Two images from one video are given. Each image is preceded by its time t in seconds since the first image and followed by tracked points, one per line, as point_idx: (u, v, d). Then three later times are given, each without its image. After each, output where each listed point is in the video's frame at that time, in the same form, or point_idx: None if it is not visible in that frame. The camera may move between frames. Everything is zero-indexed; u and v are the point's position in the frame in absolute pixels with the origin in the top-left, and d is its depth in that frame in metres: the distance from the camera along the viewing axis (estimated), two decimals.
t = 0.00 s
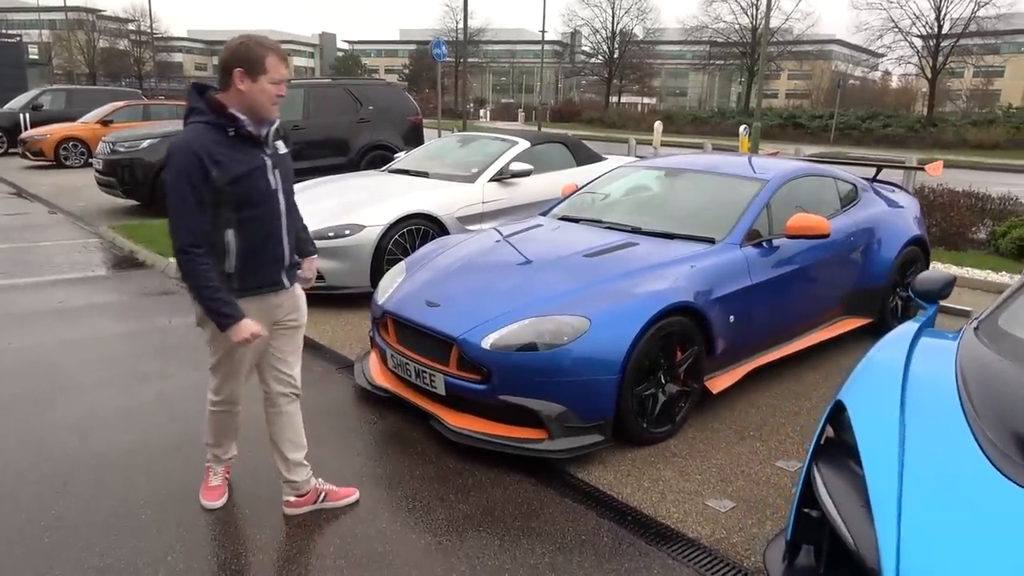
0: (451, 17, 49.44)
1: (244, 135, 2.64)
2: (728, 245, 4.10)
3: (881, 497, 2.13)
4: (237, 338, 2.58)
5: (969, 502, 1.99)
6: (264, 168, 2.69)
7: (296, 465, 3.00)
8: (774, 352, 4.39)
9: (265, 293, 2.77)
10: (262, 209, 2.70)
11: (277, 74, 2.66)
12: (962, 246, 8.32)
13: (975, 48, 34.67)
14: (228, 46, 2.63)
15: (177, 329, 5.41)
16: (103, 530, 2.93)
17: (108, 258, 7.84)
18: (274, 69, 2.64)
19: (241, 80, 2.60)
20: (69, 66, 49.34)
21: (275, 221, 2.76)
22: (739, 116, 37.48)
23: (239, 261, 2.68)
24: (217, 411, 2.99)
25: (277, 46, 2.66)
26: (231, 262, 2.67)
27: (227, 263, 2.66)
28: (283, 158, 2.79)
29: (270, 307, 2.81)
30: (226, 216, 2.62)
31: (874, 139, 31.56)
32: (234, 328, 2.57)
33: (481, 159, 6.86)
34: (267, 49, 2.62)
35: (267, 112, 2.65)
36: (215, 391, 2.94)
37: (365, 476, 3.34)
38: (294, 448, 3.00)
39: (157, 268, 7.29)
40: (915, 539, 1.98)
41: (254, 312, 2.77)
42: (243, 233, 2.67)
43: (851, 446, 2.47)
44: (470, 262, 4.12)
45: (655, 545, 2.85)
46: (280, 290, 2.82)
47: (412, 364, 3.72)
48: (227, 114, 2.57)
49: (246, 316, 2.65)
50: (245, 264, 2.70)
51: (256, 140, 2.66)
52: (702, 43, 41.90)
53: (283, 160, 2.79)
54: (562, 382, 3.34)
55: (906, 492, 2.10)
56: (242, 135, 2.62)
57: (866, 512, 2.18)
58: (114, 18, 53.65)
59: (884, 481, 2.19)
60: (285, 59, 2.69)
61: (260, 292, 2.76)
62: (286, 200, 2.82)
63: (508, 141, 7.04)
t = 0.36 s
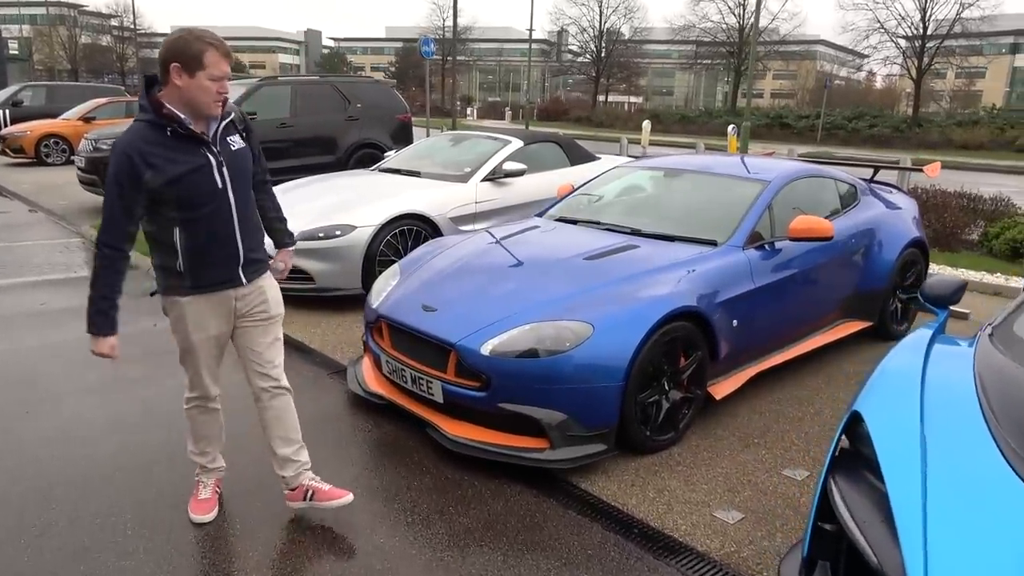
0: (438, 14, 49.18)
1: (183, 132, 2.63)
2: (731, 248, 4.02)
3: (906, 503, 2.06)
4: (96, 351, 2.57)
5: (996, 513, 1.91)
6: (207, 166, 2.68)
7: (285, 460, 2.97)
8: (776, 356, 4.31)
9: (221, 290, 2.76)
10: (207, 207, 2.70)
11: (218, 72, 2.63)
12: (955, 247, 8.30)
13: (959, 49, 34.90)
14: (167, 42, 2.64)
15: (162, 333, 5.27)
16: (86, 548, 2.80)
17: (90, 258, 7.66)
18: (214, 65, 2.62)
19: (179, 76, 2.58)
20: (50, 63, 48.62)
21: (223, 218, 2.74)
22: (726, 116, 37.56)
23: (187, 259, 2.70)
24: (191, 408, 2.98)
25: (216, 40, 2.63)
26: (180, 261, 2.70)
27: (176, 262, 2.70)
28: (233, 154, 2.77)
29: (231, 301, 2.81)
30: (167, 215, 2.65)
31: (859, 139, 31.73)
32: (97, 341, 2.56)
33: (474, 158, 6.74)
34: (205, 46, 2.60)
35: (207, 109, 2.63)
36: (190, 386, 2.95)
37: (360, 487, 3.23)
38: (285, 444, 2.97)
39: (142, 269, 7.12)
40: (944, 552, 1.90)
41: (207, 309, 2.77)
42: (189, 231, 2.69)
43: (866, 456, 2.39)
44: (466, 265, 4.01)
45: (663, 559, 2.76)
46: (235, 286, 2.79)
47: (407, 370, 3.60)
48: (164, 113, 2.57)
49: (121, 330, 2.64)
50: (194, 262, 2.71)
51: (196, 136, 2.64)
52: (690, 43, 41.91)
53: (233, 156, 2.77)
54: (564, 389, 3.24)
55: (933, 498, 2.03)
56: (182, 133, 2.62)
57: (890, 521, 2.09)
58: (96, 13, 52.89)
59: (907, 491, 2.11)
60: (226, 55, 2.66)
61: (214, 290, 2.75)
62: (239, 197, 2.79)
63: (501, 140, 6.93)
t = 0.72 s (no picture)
0: (436, 12, 48.96)
1: (188, 135, 2.61)
2: (754, 253, 3.91)
3: (957, 516, 1.99)
4: (124, 352, 2.63)
5: None
6: (213, 167, 2.67)
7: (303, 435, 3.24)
8: (798, 363, 4.21)
9: (230, 291, 2.78)
10: (212, 208, 2.69)
11: (223, 74, 2.59)
12: (968, 250, 8.19)
13: (959, 48, 34.84)
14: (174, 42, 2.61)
15: (165, 339, 5.15)
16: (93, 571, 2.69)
17: (90, 261, 7.53)
18: (219, 67, 2.57)
19: (184, 78, 2.55)
20: (46, 61, 48.34)
21: (230, 221, 2.74)
22: (726, 115, 37.44)
23: (196, 261, 2.71)
24: (200, 415, 2.92)
25: (222, 40, 2.59)
26: (189, 262, 2.71)
27: (186, 264, 2.71)
28: (239, 154, 2.75)
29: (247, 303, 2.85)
30: (176, 216, 2.66)
31: (860, 138, 31.61)
32: (123, 342, 2.62)
33: (482, 158, 6.61)
34: (210, 47, 2.56)
35: (210, 111, 2.61)
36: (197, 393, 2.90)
37: (377, 504, 3.12)
38: (301, 422, 3.21)
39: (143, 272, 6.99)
40: None
41: (220, 311, 2.79)
42: (197, 233, 2.69)
43: (913, 474, 2.26)
44: (481, 270, 3.89)
45: None
46: (245, 288, 2.81)
47: (423, 380, 3.48)
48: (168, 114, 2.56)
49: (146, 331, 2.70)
50: (202, 265, 2.72)
51: (201, 139, 2.63)
52: (689, 41, 41.79)
53: (239, 156, 2.75)
54: (588, 401, 3.13)
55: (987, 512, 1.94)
56: (186, 134, 2.61)
57: (939, 538, 2.00)
58: (93, 11, 52.53)
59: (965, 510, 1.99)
60: (232, 55, 2.62)
61: (224, 291, 2.77)
62: (246, 197, 2.78)
63: (509, 141, 6.80)
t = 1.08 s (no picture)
0: (429, 13, 48.83)
1: (230, 137, 2.70)
2: (769, 257, 3.82)
3: (1001, 532, 1.92)
4: (170, 351, 2.61)
5: None
6: (253, 169, 2.76)
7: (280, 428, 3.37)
8: (812, 369, 4.13)
9: (261, 291, 2.84)
10: (250, 209, 2.77)
11: (262, 78, 2.69)
12: (971, 250, 8.14)
13: (952, 48, 34.98)
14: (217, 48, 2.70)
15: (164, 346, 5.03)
16: None
17: (83, 265, 7.39)
18: (259, 72, 2.68)
19: (228, 82, 2.65)
20: (36, 62, 47.94)
21: (267, 222, 2.83)
22: (720, 115, 37.45)
23: (233, 260, 2.76)
24: (214, 425, 2.85)
25: (264, 48, 2.71)
26: (226, 261, 2.76)
27: (222, 263, 2.75)
28: (275, 159, 2.86)
29: (268, 304, 2.90)
30: (217, 216, 2.72)
31: (854, 138, 31.65)
32: (167, 342, 2.60)
33: (483, 160, 6.51)
34: (251, 52, 2.66)
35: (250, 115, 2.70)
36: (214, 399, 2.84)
37: (386, 519, 3.01)
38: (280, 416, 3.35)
39: (137, 277, 6.85)
40: None
41: (249, 311, 2.84)
42: (236, 233, 2.76)
43: (948, 488, 2.15)
44: (488, 275, 3.79)
45: None
46: (276, 288, 2.88)
47: (431, 390, 3.37)
48: (213, 116, 2.65)
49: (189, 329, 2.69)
50: (240, 264, 2.78)
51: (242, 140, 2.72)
52: (683, 42, 41.81)
53: (274, 160, 2.86)
54: (603, 411, 3.03)
55: None
56: (229, 136, 2.70)
57: (983, 555, 1.91)
58: (83, 12, 52.15)
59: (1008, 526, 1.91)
60: (273, 61, 2.73)
61: (257, 291, 2.83)
62: (280, 201, 2.88)
63: (510, 142, 6.70)
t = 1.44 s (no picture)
0: (423, 12, 48.63)
1: (263, 127, 2.72)
2: (778, 262, 3.70)
3: None
4: (209, 331, 2.64)
5: None
6: (283, 159, 2.80)
7: (267, 433, 3.25)
8: (820, 377, 4.01)
9: (281, 278, 2.86)
10: (278, 199, 2.80)
11: (296, 74, 2.73)
12: (973, 253, 8.05)
13: (946, 48, 35.03)
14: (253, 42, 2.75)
15: (154, 351, 4.89)
16: None
17: (72, 268, 7.23)
18: (294, 67, 2.71)
19: (263, 73, 2.69)
20: (27, 61, 47.49)
21: (292, 211, 2.86)
22: (716, 115, 37.38)
23: (259, 248, 2.78)
24: (227, 414, 2.89)
25: (299, 44, 2.76)
26: (250, 248, 2.76)
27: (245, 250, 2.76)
28: (299, 151, 2.91)
29: (282, 292, 2.91)
30: (245, 203, 2.73)
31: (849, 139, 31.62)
32: (208, 321, 2.63)
33: (481, 160, 6.37)
34: (289, 47, 2.69)
35: (283, 108, 2.75)
36: (225, 386, 2.86)
37: (384, 536, 2.88)
38: (270, 421, 3.23)
39: (126, 280, 6.70)
40: None
41: (268, 298, 2.86)
42: (262, 220, 2.78)
43: (978, 507, 2.02)
44: (488, 280, 3.66)
45: None
46: (291, 277, 2.90)
47: (429, 400, 3.24)
48: (251, 107, 2.67)
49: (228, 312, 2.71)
50: (264, 251, 2.80)
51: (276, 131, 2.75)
52: (678, 41, 41.74)
53: (299, 154, 2.89)
54: (609, 423, 2.91)
55: None
56: (265, 127, 2.74)
57: None
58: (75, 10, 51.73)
59: None
60: (306, 58, 2.79)
61: (278, 278, 2.86)
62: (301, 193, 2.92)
63: (508, 143, 6.57)
